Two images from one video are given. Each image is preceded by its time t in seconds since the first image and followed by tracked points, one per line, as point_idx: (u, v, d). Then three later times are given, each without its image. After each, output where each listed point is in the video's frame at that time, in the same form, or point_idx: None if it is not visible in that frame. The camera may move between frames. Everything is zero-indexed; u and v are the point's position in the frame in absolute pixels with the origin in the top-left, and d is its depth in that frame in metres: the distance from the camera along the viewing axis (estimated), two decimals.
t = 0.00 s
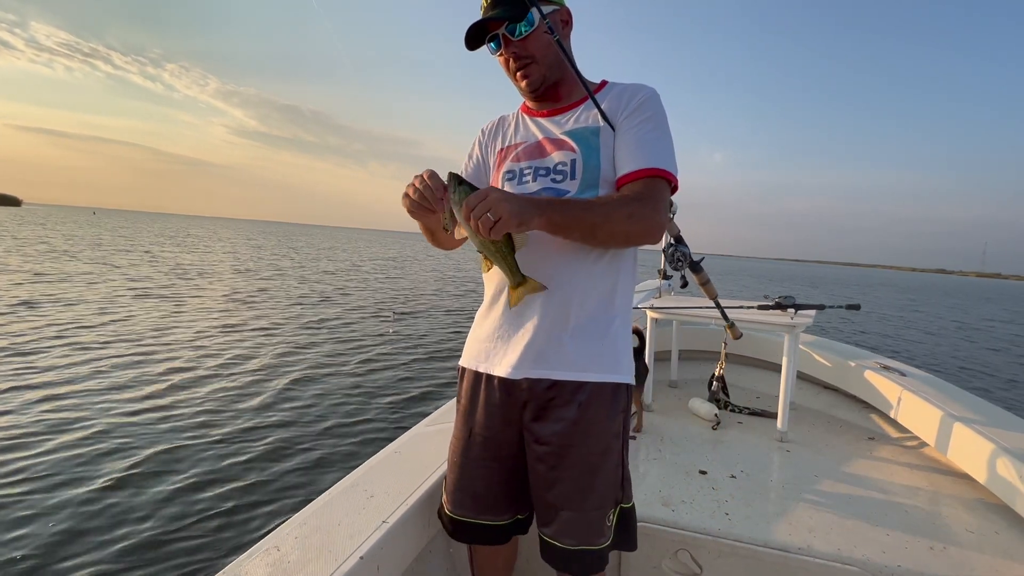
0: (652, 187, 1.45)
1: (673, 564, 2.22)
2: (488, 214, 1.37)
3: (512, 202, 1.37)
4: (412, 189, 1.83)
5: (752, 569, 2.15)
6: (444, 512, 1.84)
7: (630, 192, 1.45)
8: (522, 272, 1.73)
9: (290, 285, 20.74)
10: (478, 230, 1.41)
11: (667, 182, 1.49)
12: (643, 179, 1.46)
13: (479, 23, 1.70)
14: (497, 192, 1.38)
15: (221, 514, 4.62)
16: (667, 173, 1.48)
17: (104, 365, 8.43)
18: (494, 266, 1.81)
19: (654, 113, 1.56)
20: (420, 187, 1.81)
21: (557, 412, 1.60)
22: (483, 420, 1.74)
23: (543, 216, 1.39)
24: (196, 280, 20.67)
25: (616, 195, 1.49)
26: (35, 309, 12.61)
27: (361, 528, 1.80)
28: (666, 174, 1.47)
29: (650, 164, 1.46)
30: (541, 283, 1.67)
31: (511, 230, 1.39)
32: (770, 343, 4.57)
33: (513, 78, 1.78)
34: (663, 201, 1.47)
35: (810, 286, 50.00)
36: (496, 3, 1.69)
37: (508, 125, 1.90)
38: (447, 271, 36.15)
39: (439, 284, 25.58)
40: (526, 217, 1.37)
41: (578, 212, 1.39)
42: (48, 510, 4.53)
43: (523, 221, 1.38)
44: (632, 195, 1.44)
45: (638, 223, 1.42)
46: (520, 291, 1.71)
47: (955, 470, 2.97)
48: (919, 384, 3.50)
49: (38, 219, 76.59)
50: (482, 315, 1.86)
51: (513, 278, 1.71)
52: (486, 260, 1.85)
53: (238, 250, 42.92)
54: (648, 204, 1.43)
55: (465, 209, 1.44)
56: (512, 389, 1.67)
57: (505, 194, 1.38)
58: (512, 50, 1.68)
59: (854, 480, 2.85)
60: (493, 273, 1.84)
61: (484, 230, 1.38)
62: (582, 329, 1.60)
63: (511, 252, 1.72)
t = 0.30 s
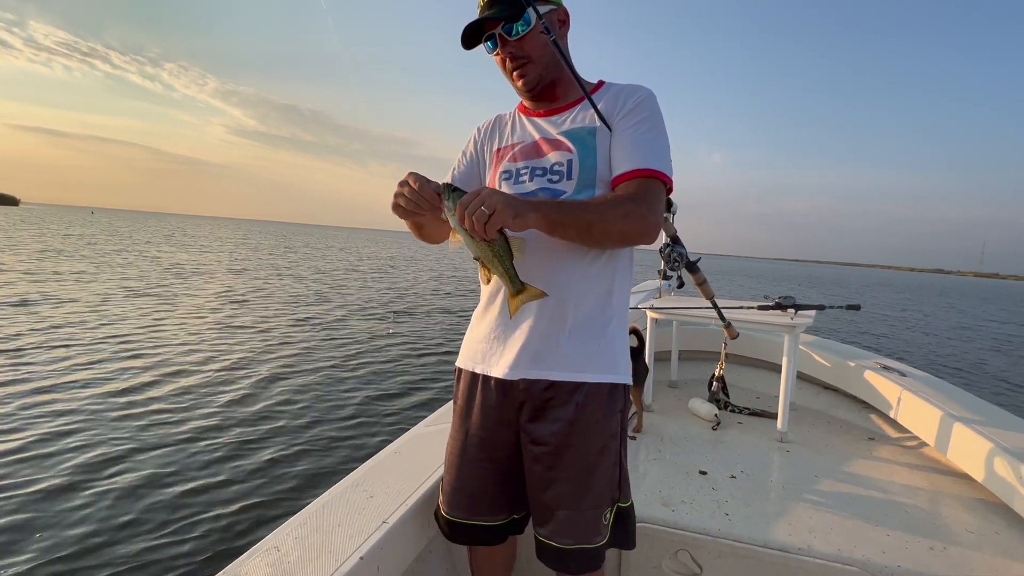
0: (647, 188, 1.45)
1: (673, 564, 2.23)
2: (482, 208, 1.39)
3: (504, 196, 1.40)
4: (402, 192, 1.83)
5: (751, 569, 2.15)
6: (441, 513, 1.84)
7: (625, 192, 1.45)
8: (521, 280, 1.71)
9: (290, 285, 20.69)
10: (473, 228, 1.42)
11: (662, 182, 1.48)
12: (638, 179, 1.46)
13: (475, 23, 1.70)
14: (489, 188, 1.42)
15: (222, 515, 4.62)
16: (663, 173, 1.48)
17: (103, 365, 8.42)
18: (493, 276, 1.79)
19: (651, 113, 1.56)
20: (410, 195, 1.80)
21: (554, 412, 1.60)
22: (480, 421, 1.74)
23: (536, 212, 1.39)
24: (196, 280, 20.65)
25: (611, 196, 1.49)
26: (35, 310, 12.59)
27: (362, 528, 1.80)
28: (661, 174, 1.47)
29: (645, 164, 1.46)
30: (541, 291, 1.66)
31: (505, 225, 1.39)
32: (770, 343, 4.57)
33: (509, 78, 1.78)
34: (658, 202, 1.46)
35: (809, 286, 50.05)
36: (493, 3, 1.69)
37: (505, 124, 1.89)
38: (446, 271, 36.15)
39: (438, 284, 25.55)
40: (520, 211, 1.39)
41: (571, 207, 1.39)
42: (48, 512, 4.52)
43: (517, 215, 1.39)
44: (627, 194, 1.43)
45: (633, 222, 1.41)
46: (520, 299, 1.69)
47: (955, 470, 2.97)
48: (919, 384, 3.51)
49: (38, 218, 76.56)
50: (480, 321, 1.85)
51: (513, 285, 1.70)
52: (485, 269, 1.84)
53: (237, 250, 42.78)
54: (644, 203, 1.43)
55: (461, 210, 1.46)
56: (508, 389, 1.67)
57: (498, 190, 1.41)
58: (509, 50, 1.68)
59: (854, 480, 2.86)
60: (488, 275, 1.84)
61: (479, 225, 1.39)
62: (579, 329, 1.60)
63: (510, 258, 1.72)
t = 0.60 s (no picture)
0: (644, 189, 1.45)
1: (673, 565, 2.23)
2: (477, 219, 1.36)
3: (500, 204, 1.37)
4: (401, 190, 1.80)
5: (752, 569, 2.15)
6: (440, 514, 1.83)
7: (623, 193, 1.44)
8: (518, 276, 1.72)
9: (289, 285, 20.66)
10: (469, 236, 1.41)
11: (660, 183, 1.48)
12: (636, 180, 1.45)
13: (471, 25, 1.69)
14: (484, 196, 1.38)
15: (222, 515, 4.61)
16: (661, 174, 1.47)
17: (103, 364, 8.40)
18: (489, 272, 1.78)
19: (648, 114, 1.56)
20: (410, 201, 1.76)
21: (552, 414, 1.59)
22: (479, 422, 1.73)
23: (534, 218, 1.38)
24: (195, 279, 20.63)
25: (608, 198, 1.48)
26: (34, 309, 12.57)
27: (362, 528, 1.79)
28: (659, 175, 1.47)
29: (642, 164, 1.46)
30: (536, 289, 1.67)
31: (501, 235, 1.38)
32: (770, 343, 4.57)
33: (506, 79, 1.77)
34: (656, 201, 1.46)
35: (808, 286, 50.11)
36: (490, 4, 1.68)
37: (502, 125, 1.89)
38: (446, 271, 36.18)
39: (438, 284, 25.53)
40: (516, 222, 1.37)
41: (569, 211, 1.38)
42: (48, 512, 4.51)
43: (513, 226, 1.37)
44: (625, 196, 1.43)
45: (632, 223, 1.41)
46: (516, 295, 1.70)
47: (955, 470, 2.97)
48: (918, 385, 3.51)
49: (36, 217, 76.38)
50: (477, 318, 1.85)
51: (510, 282, 1.70)
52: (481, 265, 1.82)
53: (236, 250, 42.71)
54: (642, 204, 1.42)
55: (456, 215, 1.43)
56: (506, 391, 1.66)
57: (493, 197, 1.38)
58: (505, 51, 1.68)
59: (854, 480, 2.86)
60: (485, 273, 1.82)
61: (477, 235, 1.37)
62: (577, 330, 1.60)
63: (506, 256, 1.69)
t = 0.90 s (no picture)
0: (643, 188, 1.44)
1: (674, 565, 2.23)
2: (479, 205, 1.41)
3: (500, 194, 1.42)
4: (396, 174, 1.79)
5: (752, 569, 2.15)
6: (440, 515, 1.83)
7: (622, 191, 1.44)
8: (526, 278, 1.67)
9: (289, 285, 20.63)
10: (472, 228, 1.44)
11: (659, 183, 1.48)
12: (634, 180, 1.45)
13: (470, 26, 1.68)
14: (486, 188, 1.45)
15: (222, 516, 4.60)
16: (660, 174, 1.47)
17: (102, 365, 8.40)
18: (496, 277, 1.75)
19: (647, 114, 1.56)
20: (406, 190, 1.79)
21: (552, 414, 1.59)
22: (479, 423, 1.73)
23: (533, 209, 1.40)
24: (194, 279, 20.61)
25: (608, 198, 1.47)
26: (33, 309, 12.56)
27: (362, 529, 1.79)
28: (658, 175, 1.46)
29: (640, 164, 1.46)
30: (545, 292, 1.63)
31: (503, 220, 1.41)
32: (770, 343, 4.57)
33: (505, 80, 1.76)
34: (655, 202, 1.45)
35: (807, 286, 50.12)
36: (489, 5, 1.68)
37: (501, 125, 1.89)
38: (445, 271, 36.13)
39: (438, 284, 25.51)
40: (516, 206, 1.40)
41: (568, 204, 1.39)
42: (47, 513, 4.50)
43: (513, 210, 1.40)
44: (624, 194, 1.43)
45: (631, 220, 1.40)
46: (525, 297, 1.65)
47: (955, 470, 2.97)
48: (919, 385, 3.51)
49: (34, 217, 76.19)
50: (481, 324, 1.81)
51: (518, 283, 1.66)
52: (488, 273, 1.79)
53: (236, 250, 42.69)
54: (641, 203, 1.42)
55: (459, 214, 1.49)
56: (506, 391, 1.66)
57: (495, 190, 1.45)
58: (504, 53, 1.68)
59: (854, 480, 2.86)
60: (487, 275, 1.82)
61: (476, 222, 1.41)
62: (577, 330, 1.59)
63: (512, 256, 1.69)
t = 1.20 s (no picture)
0: (643, 190, 1.44)
1: (674, 565, 2.23)
2: (480, 205, 1.41)
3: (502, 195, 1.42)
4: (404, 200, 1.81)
5: (752, 570, 2.15)
6: (441, 515, 1.83)
7: (623, 194, 1.44)
8: (524, 282, 1.68)
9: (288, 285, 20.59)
10: (473, 228, 1.43)
11: (660, 185, 1.48)
12: (635, 181, 1.45)
13: (473, 26, 1.68)
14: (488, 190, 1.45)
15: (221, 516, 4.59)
16: (661, 176, 1.47)
17: (102, 364, 8.39)
18: (495, 279, 1.75)
19: (649, 116, 1.56)
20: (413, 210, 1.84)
21: (552, 414, 1.59)
22: (479, 423, 1.73)
23: (535, 210, 1.40)
24: (194, 279, 20.60)
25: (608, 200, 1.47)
26: (33, 309, 12.55)
27: (362, 530, 1.79)
28: (659, 178, 1.46)
29: (641, 166, 1.45)
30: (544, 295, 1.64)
31: (504, 219, 1.40)
32: (770, 343, 4.58)
33: (507, 80, 1.77)
34: (655, 205, 1.45)
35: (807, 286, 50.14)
36: (493, 5, 1.68)
37: (503, 125, 1.89)
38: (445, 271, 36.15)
39: (438, 284, 25.49)
40: (517, 207, 1.40)
41: (570, 207, 1.40)
42: (45, 514, 4.49)
43: (514, 210, 1.40)
44: (625, 196, 1.42)
45: (631, 223, 1.40)
46: (524, 301, 1.66)
47: (954, 470, 2.97)
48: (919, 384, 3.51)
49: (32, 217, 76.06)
50: (481, 323, 1.82)
51: (516, 287, 1.66)
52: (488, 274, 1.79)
53: (235, 250, 42.65)
54: (641, 206, 1.42)
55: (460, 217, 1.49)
56: (507, 391, 1.66)
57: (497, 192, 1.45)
58: (507, 53, 1.68)
59: (854, 480, 2.86)
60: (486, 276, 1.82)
61: (477, 221, 1.41)
62: (577, 331, 1.59)
63: (510, 260, 1.68)
